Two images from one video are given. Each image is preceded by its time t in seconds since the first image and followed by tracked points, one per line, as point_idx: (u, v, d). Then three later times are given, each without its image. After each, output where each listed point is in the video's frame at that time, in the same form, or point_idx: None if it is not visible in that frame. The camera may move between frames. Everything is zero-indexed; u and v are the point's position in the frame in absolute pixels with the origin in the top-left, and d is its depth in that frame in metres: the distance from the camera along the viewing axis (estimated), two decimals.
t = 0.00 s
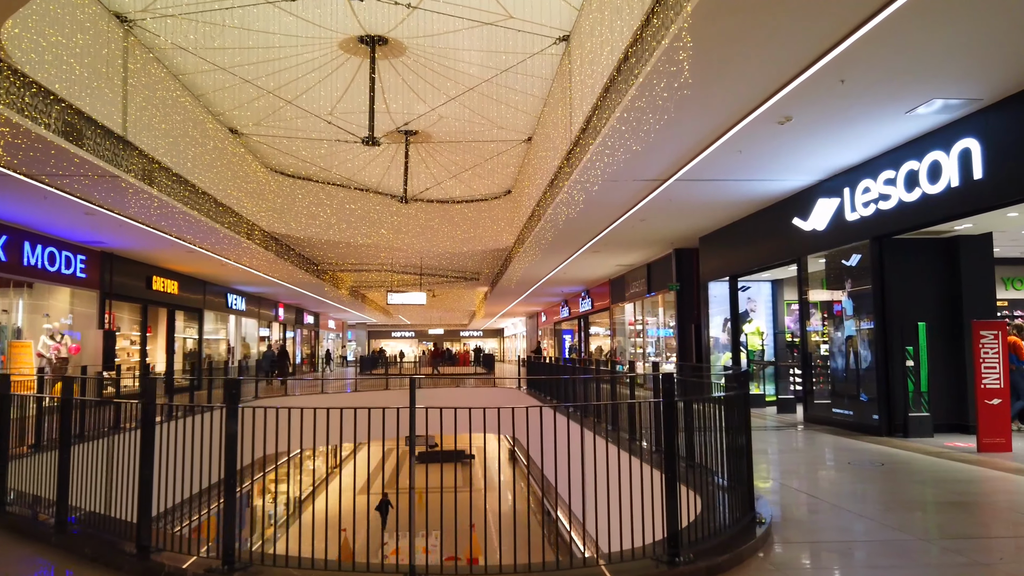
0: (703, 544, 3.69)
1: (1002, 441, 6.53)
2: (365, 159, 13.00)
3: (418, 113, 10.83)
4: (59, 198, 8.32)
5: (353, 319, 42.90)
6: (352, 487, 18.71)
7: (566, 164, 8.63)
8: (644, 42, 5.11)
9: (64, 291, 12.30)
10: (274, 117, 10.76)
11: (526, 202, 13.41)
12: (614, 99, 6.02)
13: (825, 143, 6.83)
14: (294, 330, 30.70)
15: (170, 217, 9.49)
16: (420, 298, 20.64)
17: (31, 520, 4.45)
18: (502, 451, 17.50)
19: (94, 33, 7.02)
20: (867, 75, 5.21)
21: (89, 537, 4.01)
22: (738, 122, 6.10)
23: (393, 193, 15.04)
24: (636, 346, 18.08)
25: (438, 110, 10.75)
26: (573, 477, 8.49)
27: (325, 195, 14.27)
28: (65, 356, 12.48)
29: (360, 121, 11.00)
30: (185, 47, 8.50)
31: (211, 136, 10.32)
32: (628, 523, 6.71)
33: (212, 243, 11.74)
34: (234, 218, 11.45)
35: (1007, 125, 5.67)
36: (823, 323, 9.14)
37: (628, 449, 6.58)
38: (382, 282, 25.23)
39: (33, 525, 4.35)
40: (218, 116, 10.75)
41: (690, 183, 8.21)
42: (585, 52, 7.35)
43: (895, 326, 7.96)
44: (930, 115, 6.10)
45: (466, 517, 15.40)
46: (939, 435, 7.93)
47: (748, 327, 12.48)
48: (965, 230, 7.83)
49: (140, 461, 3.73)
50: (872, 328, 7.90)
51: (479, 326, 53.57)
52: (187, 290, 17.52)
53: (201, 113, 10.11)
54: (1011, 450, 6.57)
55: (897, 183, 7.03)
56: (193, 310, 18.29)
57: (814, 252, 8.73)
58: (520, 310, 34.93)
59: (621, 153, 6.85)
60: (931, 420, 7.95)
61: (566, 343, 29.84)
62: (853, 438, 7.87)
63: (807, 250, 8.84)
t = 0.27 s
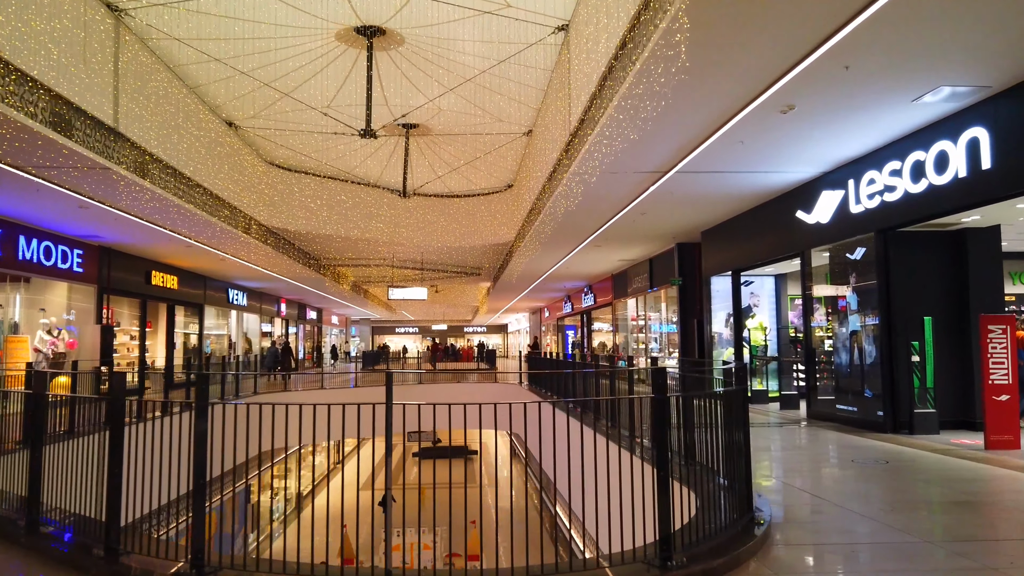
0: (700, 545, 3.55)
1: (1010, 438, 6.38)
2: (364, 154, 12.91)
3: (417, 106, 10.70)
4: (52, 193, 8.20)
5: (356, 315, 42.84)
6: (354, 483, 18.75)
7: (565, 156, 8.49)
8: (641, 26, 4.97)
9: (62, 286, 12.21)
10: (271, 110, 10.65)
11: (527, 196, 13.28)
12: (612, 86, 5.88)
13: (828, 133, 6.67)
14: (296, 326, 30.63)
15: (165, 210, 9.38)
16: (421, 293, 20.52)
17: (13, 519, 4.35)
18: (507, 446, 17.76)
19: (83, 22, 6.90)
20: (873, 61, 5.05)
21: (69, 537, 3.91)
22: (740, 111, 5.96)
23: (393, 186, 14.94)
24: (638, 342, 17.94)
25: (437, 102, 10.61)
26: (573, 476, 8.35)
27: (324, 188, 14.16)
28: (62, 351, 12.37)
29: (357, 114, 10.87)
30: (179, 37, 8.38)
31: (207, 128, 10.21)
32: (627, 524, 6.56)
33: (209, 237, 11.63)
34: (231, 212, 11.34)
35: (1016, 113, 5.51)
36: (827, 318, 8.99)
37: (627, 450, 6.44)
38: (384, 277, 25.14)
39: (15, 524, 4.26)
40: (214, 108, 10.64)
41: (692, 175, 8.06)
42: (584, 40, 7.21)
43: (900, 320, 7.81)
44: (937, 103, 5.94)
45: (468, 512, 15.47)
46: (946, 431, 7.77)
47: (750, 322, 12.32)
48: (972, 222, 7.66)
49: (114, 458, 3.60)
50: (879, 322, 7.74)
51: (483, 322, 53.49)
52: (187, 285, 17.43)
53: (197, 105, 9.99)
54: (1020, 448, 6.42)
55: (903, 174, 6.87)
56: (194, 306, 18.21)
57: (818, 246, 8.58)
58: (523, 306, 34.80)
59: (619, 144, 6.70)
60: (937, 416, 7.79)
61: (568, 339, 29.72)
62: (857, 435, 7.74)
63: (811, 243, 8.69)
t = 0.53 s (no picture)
0: (692, 544, 3.42)
1: (1015, 433, 6.24)
2: (362, 147, 12.78)
3: (414, 97, 10.56)
4: (43, 185, 8.11)
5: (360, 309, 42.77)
6: (354, 477, 18.63)
7: (562, 145, 8.35)
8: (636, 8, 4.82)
9: (58, 279, 12.13)
10: (266, 102, 10.52)
11: (526, 188, 13.14)
12: (608, 72, 5.74)
13: (830, 120, 6.51)
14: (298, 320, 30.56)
15: (159, 203, 9.28)
16: (422, 287, 20.40)
17: None
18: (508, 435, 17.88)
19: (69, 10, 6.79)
20: (875, 45, 4.90)
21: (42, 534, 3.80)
22: (739, 97, 5.81)
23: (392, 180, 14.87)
24: (640, 336, 17.80)
25: (434, 93, 10.47)
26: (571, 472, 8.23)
27: (322, 181, 14.04)
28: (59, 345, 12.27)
29: (353, 106, 10.72)
30: (171, 26, 8.26)
31: (202, 120, 10.10)
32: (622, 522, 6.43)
33: (205, 229, 11.52)
34: (227, 205, 11.24)
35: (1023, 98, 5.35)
36: (829, 311, 8.84)
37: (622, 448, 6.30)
38: (386, 271, 25.04)
39: None
40: (209, 100, 10.51)
41: (691, 165, 7.91)
42: (581, 26, 7.06)
43: (905, 312, 7.66)
44: (941, 89, 5.78)
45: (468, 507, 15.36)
46: (950, 426, 7.63)
47: (752, 315, 12.17)
48: (977, 212, 7.50)
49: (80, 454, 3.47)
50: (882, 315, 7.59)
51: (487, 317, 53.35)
52: (186, 279, 17.35)
53: (190, 96, 9.85)
54: None
55: (907, 163, 6.71)
56: (193, 300, 18.12)
57: (820, 237, 8.42)
58: (526, 300, 34.65)
59: (616, 132, 6.56)
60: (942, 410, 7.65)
61: (571, 333, 29.58)
62: (860, 429, 7.60)
63: (813, 234, 8.53)
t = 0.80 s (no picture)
0: (693, 535, 3.32)
1: None
2: (367, 130, 12.69)
3: (418, 78, 10.41)
4: (44, 168, 8.05)
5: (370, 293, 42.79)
6: (364, 460, 18.70)
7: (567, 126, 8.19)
8: None
9: (64, 264, 12.11)
10: (269, 84, 10.42)
11: (533, 170, 12.99)
12: (611, 48, 5.58)
13: (841, 98, 6.33)
14: (308, 304, 30.59)
15: (161, 186, 9.21)
16: (430, 271, 20.30)
17: None
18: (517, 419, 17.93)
19: None
20: (887, 18, 4.72)
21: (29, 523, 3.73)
22: (746, 74, 5.64)
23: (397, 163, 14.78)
24: (649, 320, 17.66)
25: (438, 74, 10.32)
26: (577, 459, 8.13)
27: (327, 164, 13.94)
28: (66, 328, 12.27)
29: (357, 87, 10.59)
30: (170, 6, 8.15)
31: (204, 102, 10.00)
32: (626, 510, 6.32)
33: (210, 213, 11.45)
34: (231, 188, 11.16)
35: None
36: (840, 294, 8.68)
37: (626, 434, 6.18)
38: (395, 255, 24.97)
39: None
40: (211, 82, 10.42)
41: (699, 145, 7.74)
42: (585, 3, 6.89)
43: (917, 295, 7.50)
44: (956, 64, 5.59)
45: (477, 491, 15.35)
46: (963, 411, 7.48)
47: (762, 298, 12.01)
48: (993, 192, 7.31)
49: (50, 445, 3.35)
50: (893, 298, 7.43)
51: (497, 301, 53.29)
52: (194, 263, 17.34)
53: (191, 77, 9.75)
54: None
55: (920, 141, 6.53)
56: (202, 284, 18.13)
57: (831, 218, 8.25)
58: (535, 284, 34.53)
59: (621, 111, 6.41)
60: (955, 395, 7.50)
61: (581, 317, 29.45)
62: (870, 414, 7.47)
63: (824, 216, 8.36)
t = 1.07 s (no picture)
0: (702, 515, 3.18)
1: None
2: (378, 104, 12.58)
3: (427, 48, 10.21)
4: (50, 141, 7.97)
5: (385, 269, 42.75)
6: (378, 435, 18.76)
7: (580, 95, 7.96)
8: None
9: (76, 238, 12.08)
10: (277, 55, 10.26)
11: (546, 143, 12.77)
12: (624, 10, 5.36)
13: (863, 63, 6.08)
14: (323, 280, 30.59)
15: (169, 160, 9.12)
16: (443, 246, 20.16)
17: None
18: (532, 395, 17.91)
19: None
20: None
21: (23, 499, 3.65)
22: (765, 37, 5.41)
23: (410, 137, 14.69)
24: (664, 296, 17.46)
25: (448, 44, 10.10)
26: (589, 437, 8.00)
27: (338, 138, 13.79)
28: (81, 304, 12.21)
29: (366, 58, 10.40)
30: None
31: (211, 74, 9.87)
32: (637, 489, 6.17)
33: (219, 187, 11.35)
34: (240, 162, 11.06)
35: None
36: (859, 268, 8.46)
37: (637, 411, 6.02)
38: (409, 230, 24.84)
39: None
40: (219, 54, 10.29)
41: (715, 114, 7.49)
42: None
43: (939, 269, 7.28)
44: (986, 25, 5.32)
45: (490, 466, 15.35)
46: (985, 387, 7.29)
47: (779, 273, 11.78)
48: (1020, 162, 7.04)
49: (36, 420, 3.24)
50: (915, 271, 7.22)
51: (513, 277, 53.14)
52: (207, 238, 17.30)
53: (198, 49, 9.62)
54: None
55: (947, 108, 6.27)
56: (215, 260, 18.11)
57: (851, 190, 8.01)
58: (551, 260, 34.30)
59: (635, 77, 6.19)
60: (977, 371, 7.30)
61: (596, 293, 29.24)
62: (889, 391, 7.30)
63: (844, 188, 8.12)
